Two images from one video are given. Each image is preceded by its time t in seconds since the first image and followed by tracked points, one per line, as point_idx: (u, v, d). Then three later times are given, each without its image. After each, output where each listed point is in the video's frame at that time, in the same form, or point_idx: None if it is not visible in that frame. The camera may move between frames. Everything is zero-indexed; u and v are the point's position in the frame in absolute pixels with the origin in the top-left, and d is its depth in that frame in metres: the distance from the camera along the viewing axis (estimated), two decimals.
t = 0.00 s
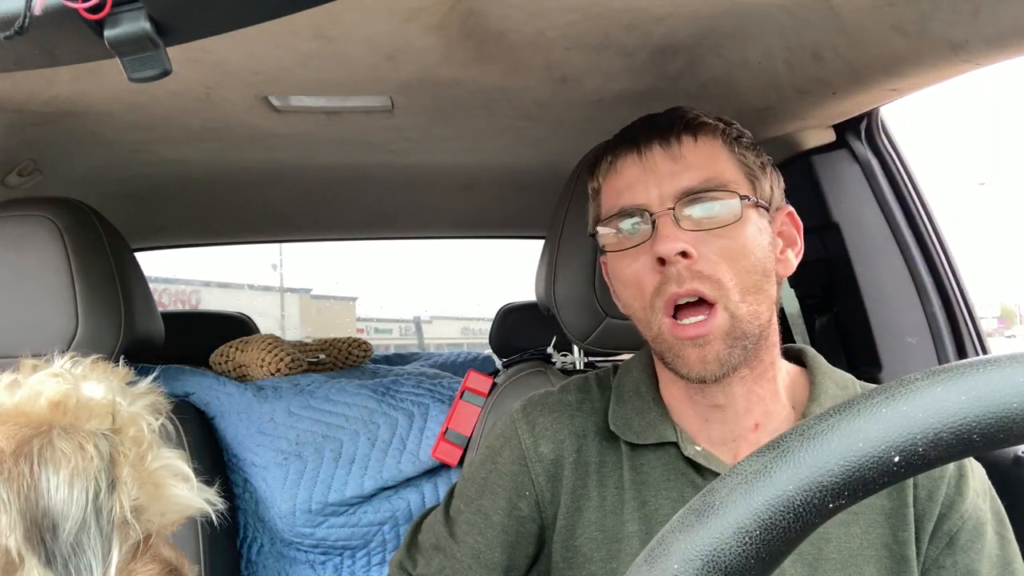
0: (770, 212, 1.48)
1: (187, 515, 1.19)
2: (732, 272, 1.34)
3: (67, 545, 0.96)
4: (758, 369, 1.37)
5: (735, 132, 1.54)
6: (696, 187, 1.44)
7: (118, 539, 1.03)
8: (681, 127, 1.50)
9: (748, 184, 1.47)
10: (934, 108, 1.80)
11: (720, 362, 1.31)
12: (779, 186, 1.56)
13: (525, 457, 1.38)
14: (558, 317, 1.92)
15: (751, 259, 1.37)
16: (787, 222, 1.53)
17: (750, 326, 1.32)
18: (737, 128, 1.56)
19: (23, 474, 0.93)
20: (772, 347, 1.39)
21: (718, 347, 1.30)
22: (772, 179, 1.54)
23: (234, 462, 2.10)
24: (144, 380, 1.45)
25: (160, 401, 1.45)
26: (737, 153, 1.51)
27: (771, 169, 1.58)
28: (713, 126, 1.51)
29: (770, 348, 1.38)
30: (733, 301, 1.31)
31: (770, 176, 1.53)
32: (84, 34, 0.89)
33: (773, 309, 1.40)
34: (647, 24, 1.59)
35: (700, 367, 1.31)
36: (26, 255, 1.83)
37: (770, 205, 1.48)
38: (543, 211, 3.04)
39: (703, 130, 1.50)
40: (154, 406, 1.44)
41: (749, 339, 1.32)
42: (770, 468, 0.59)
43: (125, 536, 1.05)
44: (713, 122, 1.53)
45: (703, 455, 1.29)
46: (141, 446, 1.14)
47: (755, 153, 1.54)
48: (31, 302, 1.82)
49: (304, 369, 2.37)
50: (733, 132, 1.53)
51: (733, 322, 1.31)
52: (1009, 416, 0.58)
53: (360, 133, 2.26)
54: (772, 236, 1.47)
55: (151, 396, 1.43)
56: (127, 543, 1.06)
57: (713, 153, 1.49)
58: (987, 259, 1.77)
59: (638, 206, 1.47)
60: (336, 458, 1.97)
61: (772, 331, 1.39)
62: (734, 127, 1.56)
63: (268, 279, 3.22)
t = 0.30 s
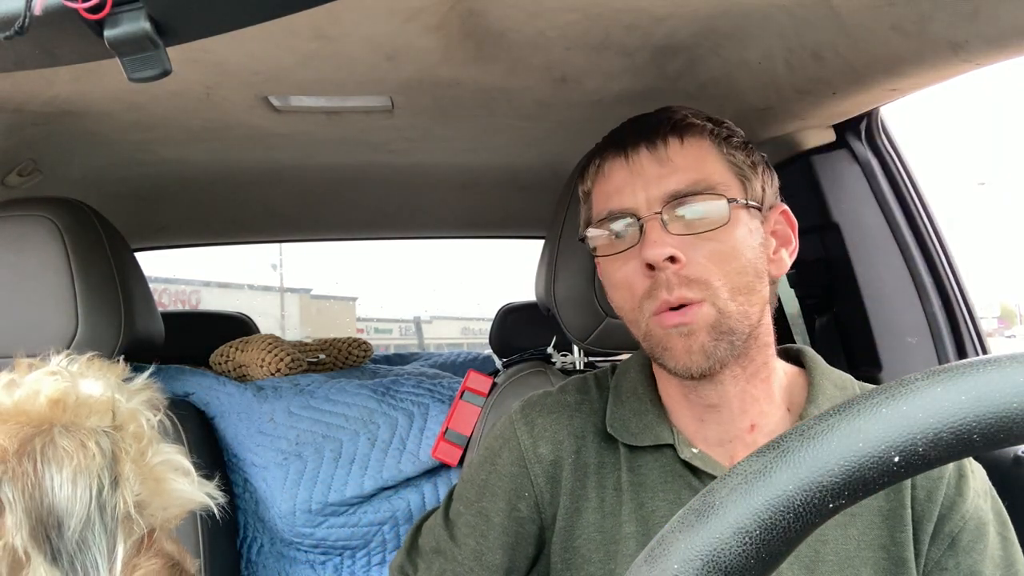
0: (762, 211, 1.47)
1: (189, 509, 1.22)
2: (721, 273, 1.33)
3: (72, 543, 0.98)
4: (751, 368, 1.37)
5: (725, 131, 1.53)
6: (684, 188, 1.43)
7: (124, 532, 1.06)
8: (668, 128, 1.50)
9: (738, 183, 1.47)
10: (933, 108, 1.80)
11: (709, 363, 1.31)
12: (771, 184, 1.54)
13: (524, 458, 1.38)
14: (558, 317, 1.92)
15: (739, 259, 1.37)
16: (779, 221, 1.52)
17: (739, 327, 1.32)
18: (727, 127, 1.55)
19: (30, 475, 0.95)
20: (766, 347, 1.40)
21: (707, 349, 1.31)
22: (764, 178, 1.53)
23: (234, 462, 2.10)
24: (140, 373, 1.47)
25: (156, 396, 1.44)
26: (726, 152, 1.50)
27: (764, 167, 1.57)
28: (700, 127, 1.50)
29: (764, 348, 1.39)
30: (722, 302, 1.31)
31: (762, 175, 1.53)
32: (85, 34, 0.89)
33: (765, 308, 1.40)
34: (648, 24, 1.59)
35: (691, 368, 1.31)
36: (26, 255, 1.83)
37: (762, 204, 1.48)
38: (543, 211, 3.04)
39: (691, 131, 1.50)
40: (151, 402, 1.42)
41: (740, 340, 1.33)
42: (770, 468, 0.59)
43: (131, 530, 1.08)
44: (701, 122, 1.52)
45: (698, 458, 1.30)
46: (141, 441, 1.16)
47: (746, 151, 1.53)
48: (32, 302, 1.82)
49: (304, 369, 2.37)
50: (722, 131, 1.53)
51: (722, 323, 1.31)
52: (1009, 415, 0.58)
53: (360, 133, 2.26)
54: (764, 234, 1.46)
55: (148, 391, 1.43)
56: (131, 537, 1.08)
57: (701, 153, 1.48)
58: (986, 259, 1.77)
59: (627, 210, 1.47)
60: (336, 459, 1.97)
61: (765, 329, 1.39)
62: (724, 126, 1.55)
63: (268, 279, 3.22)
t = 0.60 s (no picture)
0: (737, 215, 1.46)
1: (166, 482, 1.31)
2: (682, 285, 1.36)
3: (40, 514, 1.04)
4: (740, 370, 1.39)
5: (700, 134, 1.49)
6: (647, 202, 1.44)
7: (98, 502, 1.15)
8: (635, 136, 1.48)
9: (709, 190, 1.45)
10: (932, 108, 1.81)
11: (674, 374, 1.33)
12: (753, 182, 1.51)
13: (525, 457, 1.38)
14: (558, 317, 1.92)
15: (703, 270, 1.38)
16: (762, 222, 1.51)
17: (703, 338, 1.34)
18: (707, 126, 1.51)
19: None
20: (762, 352, 1.41)
21: (670, 361, 1.33)
22: (744, 179, 1.49)
23: (234, 462, 2.10)
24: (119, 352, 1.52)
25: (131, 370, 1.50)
26: (698, 157, 1.47)
27: (748, 166, 1.53)
28: (669, 133, 1.48)
29: (743, 353, 1.39)
30: (682, 316, 1.34)
31: (740, 177, 1.49)
32: (84, 34, 0.89)
33: (741, 313, 1.39)
34: (647, 24, 1.59)
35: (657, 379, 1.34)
36: (26, 255, 1.83)
37: (736, 208, 1.46)
38: (543, 211, 3.04)
39: (660, 138, 1.47)
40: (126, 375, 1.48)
41: (706, 349, 1.35)
42: (770, 468, 0.59)
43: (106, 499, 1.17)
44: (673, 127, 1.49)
45: (697, 458, 1.30)
46: (112, 413, 1.26)
47: (723, 151, 1.50)
48: (31, 301, 1.81)
49: (304, 369, 2.37)
50: (697, 133, 1.49)
51: (683, 334, 1.34)
52: (1009, 416, 0.58)
53: (360, 133, 2.26)
54: (740, 239, 1.45)
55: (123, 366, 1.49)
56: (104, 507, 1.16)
57: (667, 162, 1.46)
58: (986, 259, 1.77)
59: (597, 222, 1.51)
60: (336, 458, 1.97)
61: (740, 335, 1.39)
62: (701, 127, 1.51)
63: (268, 279, 3.23)
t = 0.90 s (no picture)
0: (734, 219, 1.45)
1: (164, 486, 1.39)
2: (679, 291, 1.36)
3: (35, 517, 1.08)
4: (739, 371, 1.39)
5: (699, 138, 1.48)
6: (644, 209, 1.44)
7: (96, 507, 1.22)
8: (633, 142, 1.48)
9: (706, 195, 1.44)
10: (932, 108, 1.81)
11: (672, 381, 1.33)
12: (751, 185, 1.50)
13: (527, 455, 1.38)
14: (558, 317, 1.92)
15: (700, 275, 1.38)
16: (761, 224, 1.50)
17: (701, 342, 1.34)
18: (705, 130, 1.50)
19: None
20: (758, 349, 1.41)
21: (666, 366, 1.33)
22: (742, 182, 1.48)
23: (234, 462, 2.10)
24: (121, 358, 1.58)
25: (135, 377, 1.56)
26: (696, 161, 1.46)
27: (747, 168, 1.52)
28: (666, 139, 1.47)
29: (741, 356, 1.39)
30: (680, 321, 1.34)
31: (739, 180, 1.48)
32: (84, 34, 0.89)
33: (739, 316, 1.39)
34: (647, 23, 1.59)
35: (654, 384, 1.33)
36: (26, 256, 1.82)
37: (733, 212, 1.45)
38: (544, 211, 3.04)
39: (657, 144, 1.46)
40: (129, 382, 1.54)
41: (703, 354, 1.35)
42: (770, 468, 0.59)
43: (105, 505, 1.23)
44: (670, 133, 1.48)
45: (697, 455, 1.29)
46: (112, 418, 1.34)
47: (721, 154, 1.48)
48: (31, 303, 1.81)
49: (304, 369, 2.37)
50: (694, 137, 1.48)
51: (681, 339, 1.34)
52: (1008, 415, 0.58)
53: (360, 133, 2.26)
54: (737, 243, 1.45)
55: (126, 372, 1.55)
56: (102, 512, 1.23)
57: (664, 168, 1.45)
58: (986, 259, 1.77)
59: (596, 229, 1.52)
60: (336, 458, 1.97)
61: (738, 339, 1.39)
62: (700, 131, 1.50)
63: (268, 279, 3.22)
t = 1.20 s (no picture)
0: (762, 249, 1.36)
1: (173, 495, 1.36)
2: (719, 338, 1.27)
3: (44, 525, 1.07)
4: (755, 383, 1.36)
5: (722, 171, 1.34)
6: (685, 266, 1.26)
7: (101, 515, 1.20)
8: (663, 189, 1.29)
9: (742, 236, 1.32)
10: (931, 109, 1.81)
11: (710, 413, 1.29)
12: (769, 205, 1.41)
13: (532, 450, 1.39)
14: (558, 317, 1.92)
15: (740, 320, 1.28)
16: (778, 241, 1.42)
17: (736, 378, 1.29)
18: (726, 160, 1.36)
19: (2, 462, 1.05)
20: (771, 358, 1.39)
21: (706, 404, 1.27)
22: (762, 206, 1.38)
23: (234, 462, 2.10)
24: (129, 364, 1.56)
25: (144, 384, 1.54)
26: (728, 199, 1.31)
27: (763, 189, 1.42)
28: (698, 182, 1.30)
29: (761, 371, 1.36)
30: (722, 363, 1.27)
31: (760, 205, 1.38)
32: (84, 34, 0.89)
33: (765, 341, 1.35)
34: (647, 24, 1.59)
35: (694, 418, 1.29)
36: (26, 257, 1.82)
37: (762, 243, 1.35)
38: (544, 211, 3.03)
39: (691, 190, 1.29)
40: (138, 389, 1.52)
41: (739, 387, 1.30)
42: (770, 468, 0.59)
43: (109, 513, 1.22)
44: (698, 174, 1.31)
45: (700, 453, 1.29)
46: (122, 426, 1.32)
47: (745, 184, 1.36)
48: (31, 304, 1.81)
49: (304, 369, 2.37)
50: (721, 171, 1.33)
51: (721, 381, 1.27)
52: (1009, 415, 0.58)
53: (361, 133, 2.26)
54: (765, 274, 1.35)
55: (135, 380, 1.53)
56: (109, 520, 1.22)
57: (701, 216, 1.29)
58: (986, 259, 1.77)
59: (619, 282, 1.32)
60: (336, 458, 1.97)
61: (763, 358, 1.35)
62: (719, 161, 1.36)
63: (268, 279, 3.22)
